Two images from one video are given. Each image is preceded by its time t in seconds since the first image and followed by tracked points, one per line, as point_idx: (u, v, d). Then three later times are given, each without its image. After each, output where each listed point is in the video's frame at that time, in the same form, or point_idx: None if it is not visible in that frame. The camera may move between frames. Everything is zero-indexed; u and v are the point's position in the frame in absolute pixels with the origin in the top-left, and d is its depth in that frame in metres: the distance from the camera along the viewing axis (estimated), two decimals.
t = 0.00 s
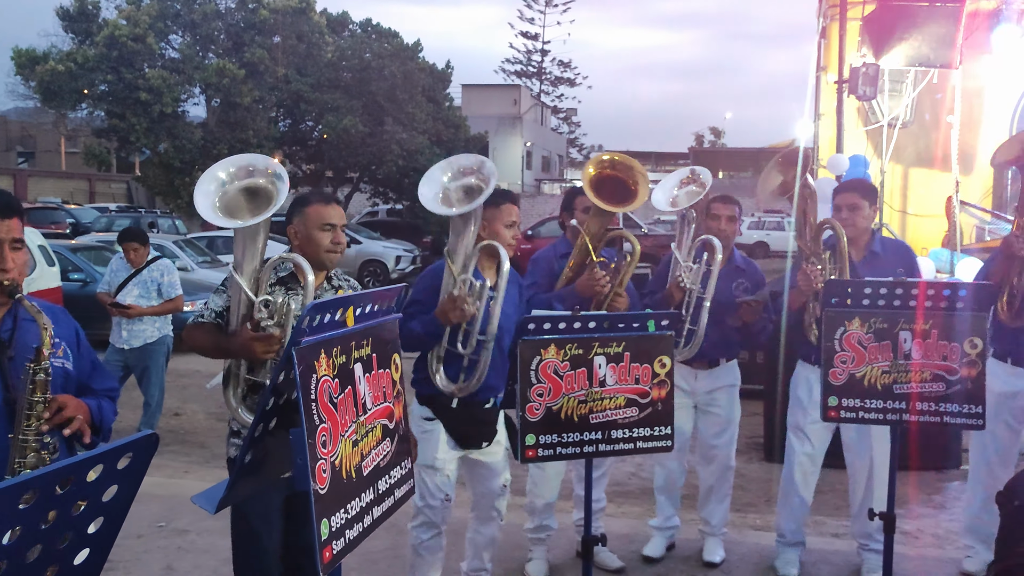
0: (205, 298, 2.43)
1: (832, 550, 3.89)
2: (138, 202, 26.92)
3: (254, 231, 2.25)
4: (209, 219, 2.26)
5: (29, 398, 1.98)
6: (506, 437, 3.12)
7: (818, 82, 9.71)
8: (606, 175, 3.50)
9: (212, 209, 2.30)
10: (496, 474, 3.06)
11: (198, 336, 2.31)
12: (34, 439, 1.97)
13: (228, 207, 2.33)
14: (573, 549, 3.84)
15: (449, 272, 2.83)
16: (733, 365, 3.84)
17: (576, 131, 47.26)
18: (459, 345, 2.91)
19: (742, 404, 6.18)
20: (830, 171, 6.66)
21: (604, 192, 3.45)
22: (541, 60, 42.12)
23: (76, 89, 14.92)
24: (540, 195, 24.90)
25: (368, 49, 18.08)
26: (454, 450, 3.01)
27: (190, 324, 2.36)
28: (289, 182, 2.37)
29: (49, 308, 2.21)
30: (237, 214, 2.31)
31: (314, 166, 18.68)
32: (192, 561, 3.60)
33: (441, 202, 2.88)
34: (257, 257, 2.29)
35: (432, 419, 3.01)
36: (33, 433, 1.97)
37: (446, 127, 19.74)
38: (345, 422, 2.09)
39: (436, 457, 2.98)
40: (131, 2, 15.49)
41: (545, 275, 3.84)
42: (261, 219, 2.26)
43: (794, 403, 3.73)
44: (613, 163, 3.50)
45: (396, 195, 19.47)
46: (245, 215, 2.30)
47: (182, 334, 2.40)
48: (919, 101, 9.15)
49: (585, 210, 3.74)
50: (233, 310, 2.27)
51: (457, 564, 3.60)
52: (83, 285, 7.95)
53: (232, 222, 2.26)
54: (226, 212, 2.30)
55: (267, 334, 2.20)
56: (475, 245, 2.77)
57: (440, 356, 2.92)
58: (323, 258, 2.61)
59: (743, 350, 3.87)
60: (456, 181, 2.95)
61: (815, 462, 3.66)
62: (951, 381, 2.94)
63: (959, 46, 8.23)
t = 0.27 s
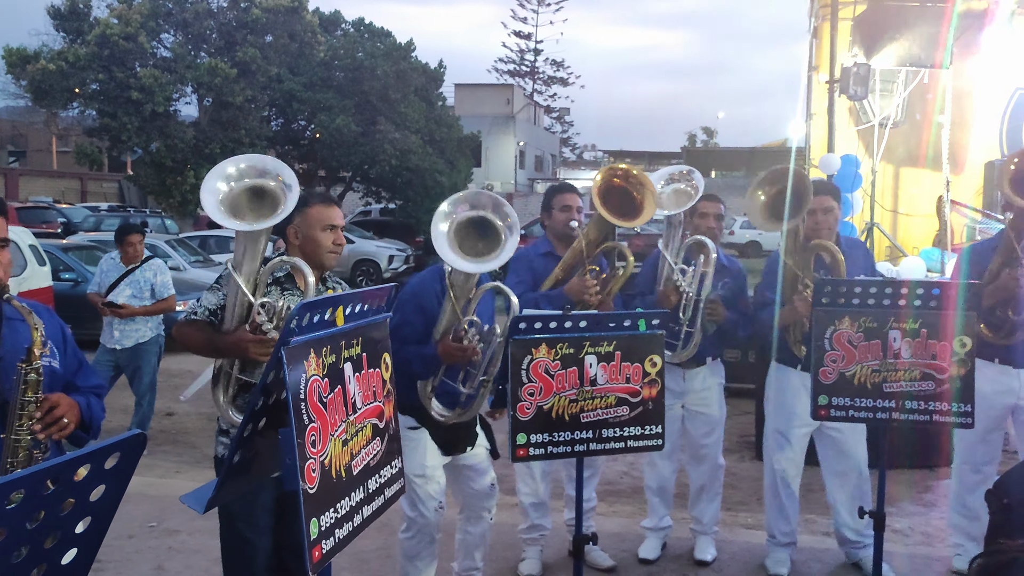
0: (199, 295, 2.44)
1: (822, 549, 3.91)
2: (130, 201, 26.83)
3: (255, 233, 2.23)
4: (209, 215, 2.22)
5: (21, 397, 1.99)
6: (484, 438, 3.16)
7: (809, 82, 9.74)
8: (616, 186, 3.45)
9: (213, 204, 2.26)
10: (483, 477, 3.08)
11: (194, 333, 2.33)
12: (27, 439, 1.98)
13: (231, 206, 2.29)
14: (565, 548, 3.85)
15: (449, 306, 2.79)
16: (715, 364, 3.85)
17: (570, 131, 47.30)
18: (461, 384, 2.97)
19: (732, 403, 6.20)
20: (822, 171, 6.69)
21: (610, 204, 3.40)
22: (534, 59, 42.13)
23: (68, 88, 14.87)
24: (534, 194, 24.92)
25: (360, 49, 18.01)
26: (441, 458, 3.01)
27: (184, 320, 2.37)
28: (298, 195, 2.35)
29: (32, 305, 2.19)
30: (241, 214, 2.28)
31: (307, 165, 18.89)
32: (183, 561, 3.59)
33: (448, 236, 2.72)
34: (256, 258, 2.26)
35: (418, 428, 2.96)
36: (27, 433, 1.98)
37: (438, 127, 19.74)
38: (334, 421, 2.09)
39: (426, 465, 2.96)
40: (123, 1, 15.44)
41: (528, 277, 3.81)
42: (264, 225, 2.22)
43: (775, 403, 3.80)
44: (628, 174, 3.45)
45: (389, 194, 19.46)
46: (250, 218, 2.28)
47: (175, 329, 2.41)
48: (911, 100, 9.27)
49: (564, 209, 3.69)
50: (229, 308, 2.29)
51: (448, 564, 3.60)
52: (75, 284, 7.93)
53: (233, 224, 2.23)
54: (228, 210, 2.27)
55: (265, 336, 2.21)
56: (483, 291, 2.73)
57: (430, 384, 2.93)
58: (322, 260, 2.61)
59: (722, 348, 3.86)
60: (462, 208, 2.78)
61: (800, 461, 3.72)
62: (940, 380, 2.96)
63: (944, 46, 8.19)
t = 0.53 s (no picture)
0: (187, 298, 2.36)
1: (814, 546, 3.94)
2: (121, 200, 26.73)
3: (258, 239, 2.22)
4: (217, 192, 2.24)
5: None
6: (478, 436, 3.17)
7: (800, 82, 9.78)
8: (604, 193, 3.39)
9: (228, 187, 2.29)
10: (471, 472, 3.10)
11: (191, 340, 2.26)
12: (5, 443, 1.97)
13: (245, 199, 2.30)
14: (557, 546, 3.86)
15: (443, 283, 2.68)
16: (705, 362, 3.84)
17: (562, 131, 47.36)
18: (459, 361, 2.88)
19: (724, 401, 6.22)
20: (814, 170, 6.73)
21: (595, 212, 3.38)
22: (527, 59, 42.18)
23: (59, 87, 14.81)
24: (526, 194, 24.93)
25: (352, 48, 18.19)
26: (436, 455, 3.01)
27: (173, 325, 2.29)
28: (308, 220, 2.32)
29: (21, 306, 2.19)
30: (249, 216, 2.28)
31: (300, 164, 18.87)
32: (175, 560, 3.59)
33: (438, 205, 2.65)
34: (258, 260, 2.25)
35: (415, 425, 2.99)
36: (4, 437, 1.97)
37: (431, 126, 19.74)
38: (325, 420, 2.09)
39: (422, 462, 2.98)
40: None
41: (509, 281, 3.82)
42: (265, 233, 2.20)
43: (767, 400, 3.77)
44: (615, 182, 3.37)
45: (381, 194, 19.45)
46: (256, 223, 2.27)
47: (161, 333, 2.32)
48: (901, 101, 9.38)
49: (544, 210, 3.70)
50: (229, 310, 2.28)
51: (440, 563, 3.61)
52: (65, 284, 7.90)
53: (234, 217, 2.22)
54: (238, 205, 2.27)
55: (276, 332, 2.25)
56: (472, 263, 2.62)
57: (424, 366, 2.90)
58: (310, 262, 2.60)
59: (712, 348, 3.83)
60: (460, 182, 2.73)
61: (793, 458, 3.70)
62: (929, 378, 2.97)
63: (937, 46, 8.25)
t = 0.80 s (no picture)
0: (177, 321, 2.28)
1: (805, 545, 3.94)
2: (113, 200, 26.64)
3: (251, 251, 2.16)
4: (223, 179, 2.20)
5: None
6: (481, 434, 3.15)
7: (791, 82, 9.81)
8: (589, 187, 3.45)
9: (236, 182, 2.25)
10: (469, 472, 3.10)
11: (198, 368, 2.25)
12: None
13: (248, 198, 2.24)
14: (550, 546, 3.85)
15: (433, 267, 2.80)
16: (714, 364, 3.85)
17: (555, 131, 47.41)
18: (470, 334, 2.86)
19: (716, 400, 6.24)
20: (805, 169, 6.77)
21: (588, 206, 3.40)
22: (519, 59, 42.21)
23: (49, 86, 14.75)
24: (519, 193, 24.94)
25: (344, 47, 18.20)
26: (435, 449, 3.01)
27: (176, 354, 2.26)
28: (295, 244, 2.24)
29: (13, 307, 2.16)
30: (240, 211, 2.20)
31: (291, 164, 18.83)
32: (166, 561, 3.57)
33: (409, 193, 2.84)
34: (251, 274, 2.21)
35: (414, 419, 3.00)
36: None
37: (423, 126, 19.73)
38: (315, 419, 2.08)
39: (419, 456, 2.98)
40: None
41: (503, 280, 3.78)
42: (261, 246, 2.14)
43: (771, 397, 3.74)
44: (601, 175, 3.45)
45: (374, 194, 19.44)
46: (252, 231, 2.20)
47: (162, 364, 2.27)
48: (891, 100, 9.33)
49: (539, 209, 3.66)
50: (228, 334, 2.23)
51: (433, 563, 3.60)
52: (56, 284, 7.87)
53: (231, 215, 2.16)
54: (241, 205, 2.22)
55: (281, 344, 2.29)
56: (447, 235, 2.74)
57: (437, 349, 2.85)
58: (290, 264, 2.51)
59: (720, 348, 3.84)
60: (429, 176, 2.93)
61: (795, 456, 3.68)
62: (920, 377, 2.98)
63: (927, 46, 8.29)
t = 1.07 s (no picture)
0: (180, 333, 2.27)
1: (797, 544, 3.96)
2: (104, 199, 26.54)
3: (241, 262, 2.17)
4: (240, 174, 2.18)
5: None
6: (465, 431, 3.16)
7: (783, 82, 9.83)
8: (592, 188, 3.44)
9: (253, 181, 2.22)
10: (456, 469, 3.11)
11: (210, 379, 2.28)
12: None
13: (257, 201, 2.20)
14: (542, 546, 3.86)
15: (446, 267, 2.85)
16: (716, 362, 3.83)
17: (548, 131, 47.44)
18: (459, 342, 2.94)
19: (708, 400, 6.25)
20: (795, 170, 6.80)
21: (590, 207, 3.40)
22: (512, 58, 42.21)
23: (39, 84, 14.67)
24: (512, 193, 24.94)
25: (336, 46, 18.00)
26: (418, 443, 3.05)
27: (187, 368, 2.27)
28: (288, 254, 2.16)
29: (8, 307, 2.15)
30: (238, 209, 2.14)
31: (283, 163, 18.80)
32: (158, 562, 3.56)
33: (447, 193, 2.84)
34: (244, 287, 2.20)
35: (396, 412, 3.02)
36: None
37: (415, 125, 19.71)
38: (306, 420, 2.08)
39: (400, 449, 3.02)
40: None
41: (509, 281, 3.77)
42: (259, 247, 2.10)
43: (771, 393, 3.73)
44: (605, 176, 3.44)
45: (366, 194, 19.42)
46: (255, 229, 2.15)
47: (173, 378, 2.28)
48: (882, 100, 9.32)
49: (544, 209, 3.63)
50: (225, 341, 2.23)
51: (426, 563, 3.60)
52: (46, 283, 7.84)
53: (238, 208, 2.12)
54: (250, 205, 2.18)
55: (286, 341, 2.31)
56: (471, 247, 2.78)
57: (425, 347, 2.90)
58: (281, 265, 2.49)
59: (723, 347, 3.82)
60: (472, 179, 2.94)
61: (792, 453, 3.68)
62: (910, 376, 3.00)
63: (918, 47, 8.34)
